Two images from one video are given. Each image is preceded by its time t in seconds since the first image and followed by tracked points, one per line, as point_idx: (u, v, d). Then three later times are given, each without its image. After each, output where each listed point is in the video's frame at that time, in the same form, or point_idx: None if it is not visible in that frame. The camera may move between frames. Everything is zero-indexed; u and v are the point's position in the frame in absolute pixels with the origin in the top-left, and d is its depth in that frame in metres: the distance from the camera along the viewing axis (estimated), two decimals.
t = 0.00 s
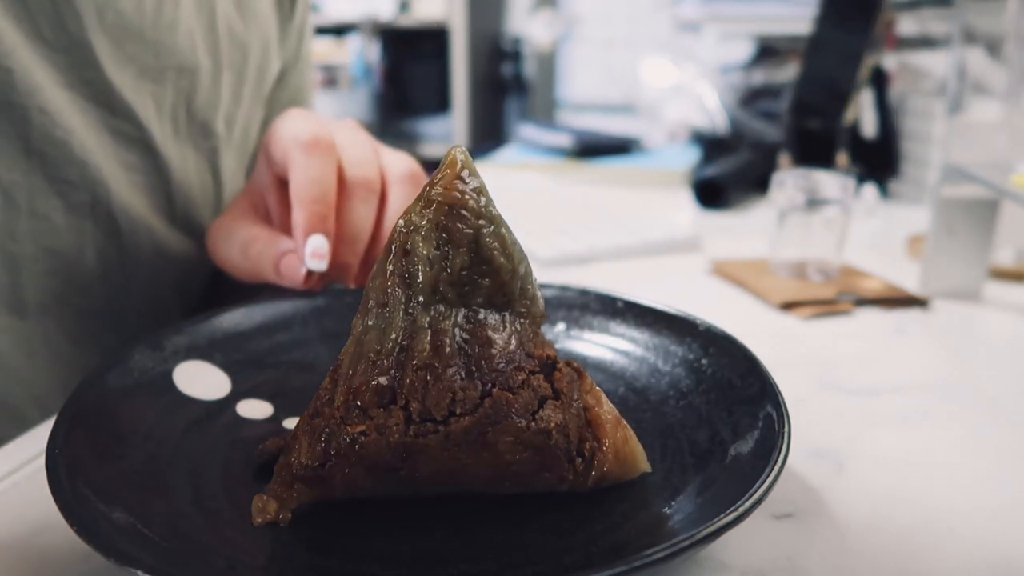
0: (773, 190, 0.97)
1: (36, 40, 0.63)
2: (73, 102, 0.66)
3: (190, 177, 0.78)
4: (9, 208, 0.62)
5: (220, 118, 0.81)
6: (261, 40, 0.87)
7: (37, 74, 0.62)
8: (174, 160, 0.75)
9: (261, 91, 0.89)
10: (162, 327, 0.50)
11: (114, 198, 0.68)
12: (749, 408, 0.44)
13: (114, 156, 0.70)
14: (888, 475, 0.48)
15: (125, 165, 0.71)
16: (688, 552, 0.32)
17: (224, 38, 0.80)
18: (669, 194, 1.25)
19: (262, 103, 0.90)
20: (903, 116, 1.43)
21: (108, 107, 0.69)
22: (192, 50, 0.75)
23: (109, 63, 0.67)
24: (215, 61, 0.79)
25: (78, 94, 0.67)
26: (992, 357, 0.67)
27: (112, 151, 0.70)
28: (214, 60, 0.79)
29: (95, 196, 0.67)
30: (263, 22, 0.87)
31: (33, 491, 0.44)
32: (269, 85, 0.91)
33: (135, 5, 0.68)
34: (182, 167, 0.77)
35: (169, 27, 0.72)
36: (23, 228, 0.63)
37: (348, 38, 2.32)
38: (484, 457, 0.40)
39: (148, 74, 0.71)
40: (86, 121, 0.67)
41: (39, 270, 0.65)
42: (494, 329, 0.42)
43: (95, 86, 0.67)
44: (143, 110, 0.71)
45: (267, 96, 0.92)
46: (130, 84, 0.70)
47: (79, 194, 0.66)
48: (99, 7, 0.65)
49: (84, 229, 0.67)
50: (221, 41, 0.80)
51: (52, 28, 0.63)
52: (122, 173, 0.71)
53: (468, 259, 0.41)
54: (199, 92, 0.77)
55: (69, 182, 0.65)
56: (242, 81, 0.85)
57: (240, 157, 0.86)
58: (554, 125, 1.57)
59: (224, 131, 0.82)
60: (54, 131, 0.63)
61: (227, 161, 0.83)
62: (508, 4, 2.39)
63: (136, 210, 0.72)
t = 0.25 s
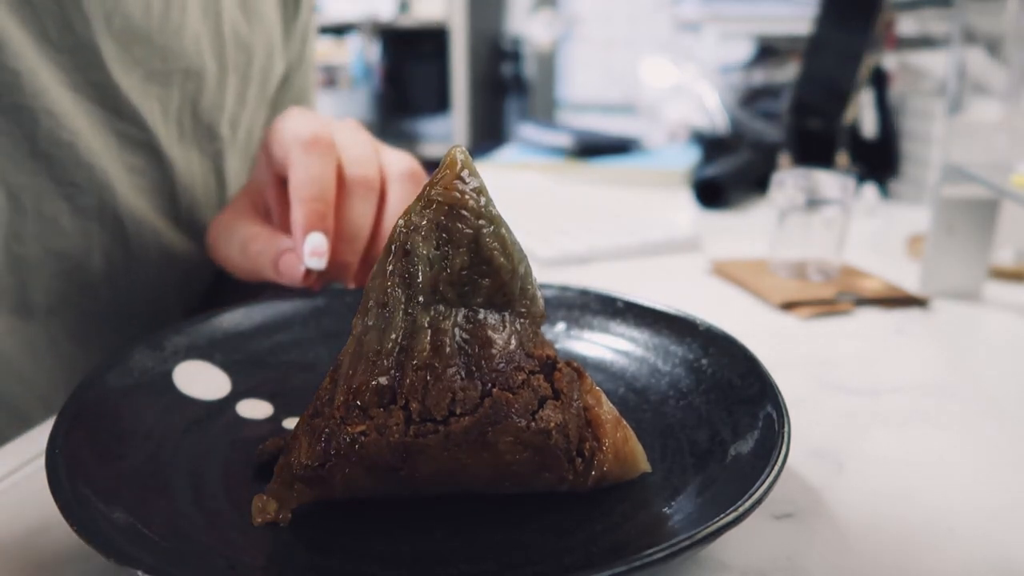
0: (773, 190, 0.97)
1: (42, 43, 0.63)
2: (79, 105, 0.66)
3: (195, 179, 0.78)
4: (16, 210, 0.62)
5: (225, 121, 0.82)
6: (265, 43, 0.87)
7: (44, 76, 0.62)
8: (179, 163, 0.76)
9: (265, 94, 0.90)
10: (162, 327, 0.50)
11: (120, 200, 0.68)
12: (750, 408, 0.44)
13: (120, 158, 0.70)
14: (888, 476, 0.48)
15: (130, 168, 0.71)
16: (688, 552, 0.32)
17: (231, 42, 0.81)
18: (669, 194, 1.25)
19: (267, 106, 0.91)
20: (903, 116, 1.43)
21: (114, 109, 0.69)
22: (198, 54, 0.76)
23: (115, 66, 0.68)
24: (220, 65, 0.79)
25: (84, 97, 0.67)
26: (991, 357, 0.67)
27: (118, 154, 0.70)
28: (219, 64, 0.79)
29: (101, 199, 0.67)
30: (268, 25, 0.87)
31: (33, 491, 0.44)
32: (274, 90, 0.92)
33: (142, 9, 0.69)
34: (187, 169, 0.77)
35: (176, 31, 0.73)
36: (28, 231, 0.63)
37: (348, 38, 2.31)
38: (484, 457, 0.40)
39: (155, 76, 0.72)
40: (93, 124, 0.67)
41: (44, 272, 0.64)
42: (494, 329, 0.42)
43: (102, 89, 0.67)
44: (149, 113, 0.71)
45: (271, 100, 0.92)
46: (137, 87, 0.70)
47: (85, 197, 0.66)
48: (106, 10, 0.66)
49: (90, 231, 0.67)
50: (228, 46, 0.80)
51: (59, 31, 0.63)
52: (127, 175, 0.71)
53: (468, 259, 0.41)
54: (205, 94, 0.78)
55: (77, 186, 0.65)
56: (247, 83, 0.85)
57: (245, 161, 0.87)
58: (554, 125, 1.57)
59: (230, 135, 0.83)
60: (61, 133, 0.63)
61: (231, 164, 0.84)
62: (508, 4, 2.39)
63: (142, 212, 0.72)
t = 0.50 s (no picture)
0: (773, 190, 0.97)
1: (46, 43, 0.63)
2: (82, 105, 0.66)
3: (199, 179, 0.78)
4: (20, 209, 0.62)
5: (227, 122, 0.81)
6: (268, 45, 0.87)
7: (47, 76, 0.62)
8: (182, 164, 0.76)
9: (269, 96, 0.90)
10: (162, 327, 0.50)
11: (124, 201, 0.69)
12: (750, 408, 0.44)
13: (124, 158, 0.70)
14: (888, 476, 0.48)
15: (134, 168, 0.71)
16: (688, 552, 0.32)
17: (234, 44, 0.81)
18: (669, 194, 1.25)
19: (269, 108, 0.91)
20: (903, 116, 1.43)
21: (117, 109, 0.69)
22: (202, 56, 0.76)
23: (119, 68, 0.68)
24: (224, 67, 0.79)
25: (88, 97, 0.67)
26: (991, 357, 0.67)
27: (122, 153, 0.70)
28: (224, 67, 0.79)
29: (105, 198, 0.67)
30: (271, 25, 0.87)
31: (33, 491, 0.44)
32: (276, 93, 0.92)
33: (146, 10, 0.69)
34: (190, 170, 0.77)
35: (180, 33, 0.73)
36: (34, 231, 0.63)
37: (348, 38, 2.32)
38: (484, 457, 0.40)
39: (158, 78, 0.71)
40: (96, 124, 0.67)
41: (47, 270, 0.64)
42: (494, 329, 0.42)
43: (106, 89, 0.67)
44: (153, 113, 0.71)
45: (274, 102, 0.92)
46: (141, 88, 0.70)
47: (89, 196, 0.66)
48: (111, 13, 0.66)
49: (93, 231, 0.67)
50: (231, 47, 0.80)
51: (63, 32, 0.63)
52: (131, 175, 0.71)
53: (468, 259, 0.41)
54: (208, 96, 0.78)
55: (81, 184, 0.65)
56: (250, 85, 0.85)
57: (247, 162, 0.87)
58: (555, 125, 1.57)
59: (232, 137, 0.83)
60: (66, 134, 0.63)
61: (234, 164, 0.84)
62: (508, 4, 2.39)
63: (146, 212, 0.72)
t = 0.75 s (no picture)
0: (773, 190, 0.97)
1: (48, 34, 0.62)
2: (85, 96, 0.66)
3: (198, 173, 0.78)
4: (22, 199, 0.61)
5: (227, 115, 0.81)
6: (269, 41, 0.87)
7: (51, 67, 0.62)
8: (183, 155, 0.76)
9: (268, 92, 0.90)
10: (162, 327, 0.50)
11: (124, 190, 0.69)
12: (750, 408, 0.44)
13: (126, 151, 0.70)
14: (888, 476, 0.48)
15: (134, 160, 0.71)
16: (689, 552, 0.32)
17: (234, 38, 0.81)
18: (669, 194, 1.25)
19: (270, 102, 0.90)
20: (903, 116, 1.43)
21: (119, 101, 0.69)
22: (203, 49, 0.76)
23: (121, 60, 0.68)
24: (226, 63, 0.79)
25: (90, 88, 0.66)
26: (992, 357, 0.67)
27: (122, 143, 0.70)
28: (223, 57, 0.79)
29: (106, 189, 0.67)
30: (273, 22, 0.88)
31: (32, 491, 0.44)
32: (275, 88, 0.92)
33: (148, 5, 0.69)
34: (190, 163, 0.77)
35: (181, 28, 0.73)
36: (35, 221, 0.63)
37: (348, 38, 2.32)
38: (484, 457, 0.40)
39: (159, 71, 0.71)
40: (98, 115, 0.67)
41: (49, 262, 0.64)
42: (493, 329, 0.42)
43: (108, 81, 0.67)
44: (154, 106, 0.71)
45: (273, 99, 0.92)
46: (143, 81, 0.70)
47: (91, 187, 0.66)
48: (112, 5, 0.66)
49: (93, 222, 0.67)
50: (231, 40, 0.80)
51: (65, 24, 0.63)
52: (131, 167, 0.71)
53: (468, 259, 0.41)
54: (209, 90, 0.77)
55: (82, 176, 0.65)
56: (250, 80, 0.85)
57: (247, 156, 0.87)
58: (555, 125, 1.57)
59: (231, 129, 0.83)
60: (68, 124, 0.63)
61: (233, 158, 0.84)
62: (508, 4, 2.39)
63: (147, 205, 0.72)
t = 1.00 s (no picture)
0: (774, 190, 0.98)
1: (29, 19, 0.63)
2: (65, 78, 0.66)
3: (186, 160, 0.78)
4: (3, 178, 0.62)
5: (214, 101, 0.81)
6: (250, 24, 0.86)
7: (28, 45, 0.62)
8: (165, 137, 0.75)
9: (253, 77, 0.89)
10: (162, 327, 0.50)
11: (106, 173, 0.68)
12: (750, 408, 0.44)
13: (109, 136, 0.70)
14: (887, 476, 0.48)
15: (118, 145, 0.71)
16: (689, 552, 0.32)
17: (215, 22, 0.80)
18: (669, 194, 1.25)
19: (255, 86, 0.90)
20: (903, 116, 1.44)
21: (101, 84, 0.69)
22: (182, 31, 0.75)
23: (101, 41, 0.67)
24: (207, 47, 0.79)
25: (70, 71, 0.67)
26: (991, 356, 0.67)
27: (103, 126, 0.70)
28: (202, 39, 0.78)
29: (87, 173, 0.67)
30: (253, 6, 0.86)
31: (32, 491, 0.44)
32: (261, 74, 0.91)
33: None
34: (176, 149, 0.76)
35: (159, 10, 0.72)
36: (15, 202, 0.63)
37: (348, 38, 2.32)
38: (484, 457, 0.40)
39: (140, 53, 0.71)
40: (78, 97, 0.67)
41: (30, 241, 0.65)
42: (493, 329, 0.42)
43: (88, 63, 0.67)
44: (137, 90, 0.71)
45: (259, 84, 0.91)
46: (124, 63, 0.69)
47: (70, 168, 0.66)
48: None
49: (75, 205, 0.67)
50: (212, 24, 0.79)
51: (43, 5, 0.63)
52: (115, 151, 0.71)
53: (468, 259, 0.41)
54: (191, 74, 0.77)
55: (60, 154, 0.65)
56: (234, 63, 0.84)
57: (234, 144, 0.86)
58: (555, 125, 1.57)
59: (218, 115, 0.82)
60: (43, 104, 0.63)
61: (221, 145, 0.83)
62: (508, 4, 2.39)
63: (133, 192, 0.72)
